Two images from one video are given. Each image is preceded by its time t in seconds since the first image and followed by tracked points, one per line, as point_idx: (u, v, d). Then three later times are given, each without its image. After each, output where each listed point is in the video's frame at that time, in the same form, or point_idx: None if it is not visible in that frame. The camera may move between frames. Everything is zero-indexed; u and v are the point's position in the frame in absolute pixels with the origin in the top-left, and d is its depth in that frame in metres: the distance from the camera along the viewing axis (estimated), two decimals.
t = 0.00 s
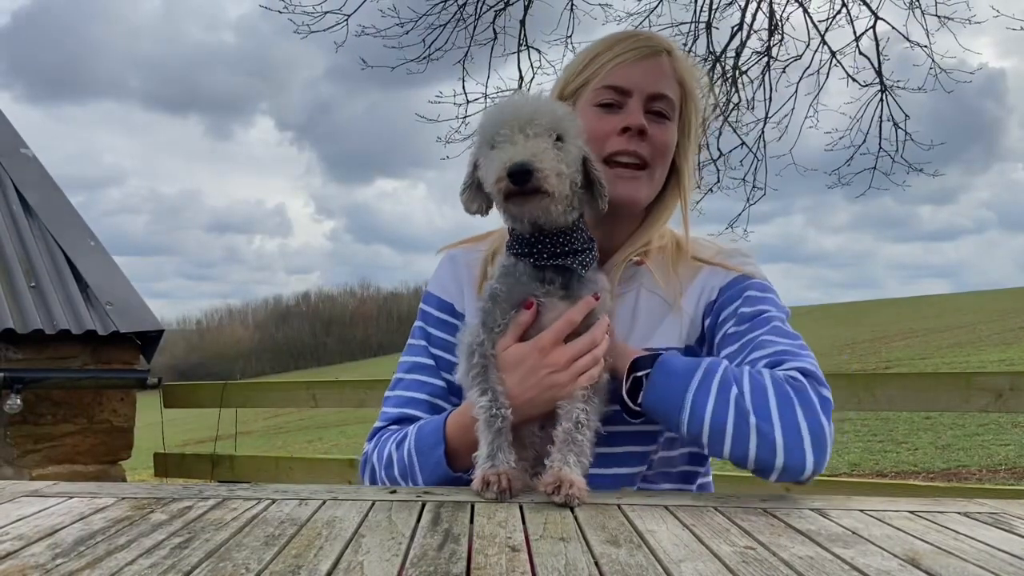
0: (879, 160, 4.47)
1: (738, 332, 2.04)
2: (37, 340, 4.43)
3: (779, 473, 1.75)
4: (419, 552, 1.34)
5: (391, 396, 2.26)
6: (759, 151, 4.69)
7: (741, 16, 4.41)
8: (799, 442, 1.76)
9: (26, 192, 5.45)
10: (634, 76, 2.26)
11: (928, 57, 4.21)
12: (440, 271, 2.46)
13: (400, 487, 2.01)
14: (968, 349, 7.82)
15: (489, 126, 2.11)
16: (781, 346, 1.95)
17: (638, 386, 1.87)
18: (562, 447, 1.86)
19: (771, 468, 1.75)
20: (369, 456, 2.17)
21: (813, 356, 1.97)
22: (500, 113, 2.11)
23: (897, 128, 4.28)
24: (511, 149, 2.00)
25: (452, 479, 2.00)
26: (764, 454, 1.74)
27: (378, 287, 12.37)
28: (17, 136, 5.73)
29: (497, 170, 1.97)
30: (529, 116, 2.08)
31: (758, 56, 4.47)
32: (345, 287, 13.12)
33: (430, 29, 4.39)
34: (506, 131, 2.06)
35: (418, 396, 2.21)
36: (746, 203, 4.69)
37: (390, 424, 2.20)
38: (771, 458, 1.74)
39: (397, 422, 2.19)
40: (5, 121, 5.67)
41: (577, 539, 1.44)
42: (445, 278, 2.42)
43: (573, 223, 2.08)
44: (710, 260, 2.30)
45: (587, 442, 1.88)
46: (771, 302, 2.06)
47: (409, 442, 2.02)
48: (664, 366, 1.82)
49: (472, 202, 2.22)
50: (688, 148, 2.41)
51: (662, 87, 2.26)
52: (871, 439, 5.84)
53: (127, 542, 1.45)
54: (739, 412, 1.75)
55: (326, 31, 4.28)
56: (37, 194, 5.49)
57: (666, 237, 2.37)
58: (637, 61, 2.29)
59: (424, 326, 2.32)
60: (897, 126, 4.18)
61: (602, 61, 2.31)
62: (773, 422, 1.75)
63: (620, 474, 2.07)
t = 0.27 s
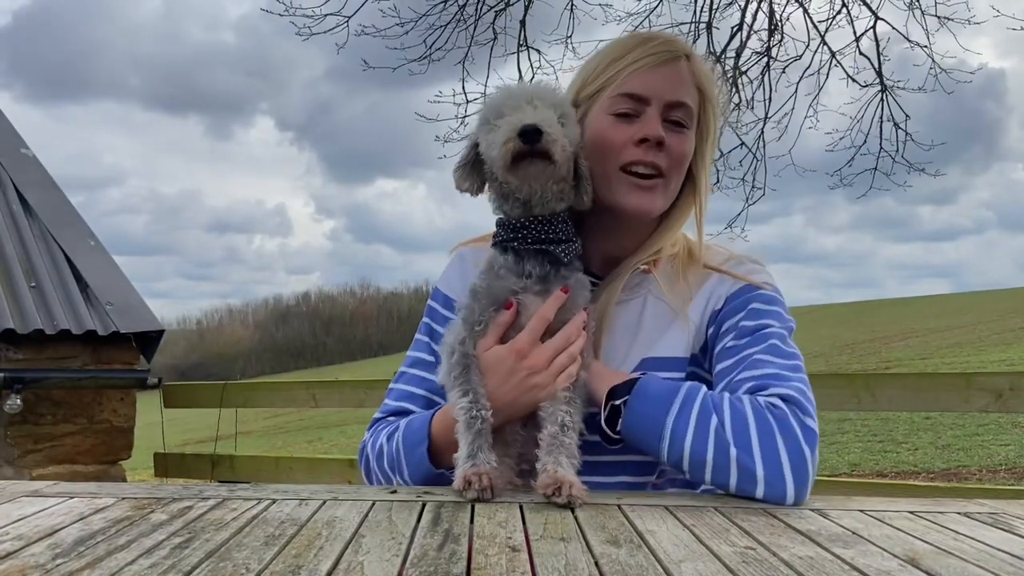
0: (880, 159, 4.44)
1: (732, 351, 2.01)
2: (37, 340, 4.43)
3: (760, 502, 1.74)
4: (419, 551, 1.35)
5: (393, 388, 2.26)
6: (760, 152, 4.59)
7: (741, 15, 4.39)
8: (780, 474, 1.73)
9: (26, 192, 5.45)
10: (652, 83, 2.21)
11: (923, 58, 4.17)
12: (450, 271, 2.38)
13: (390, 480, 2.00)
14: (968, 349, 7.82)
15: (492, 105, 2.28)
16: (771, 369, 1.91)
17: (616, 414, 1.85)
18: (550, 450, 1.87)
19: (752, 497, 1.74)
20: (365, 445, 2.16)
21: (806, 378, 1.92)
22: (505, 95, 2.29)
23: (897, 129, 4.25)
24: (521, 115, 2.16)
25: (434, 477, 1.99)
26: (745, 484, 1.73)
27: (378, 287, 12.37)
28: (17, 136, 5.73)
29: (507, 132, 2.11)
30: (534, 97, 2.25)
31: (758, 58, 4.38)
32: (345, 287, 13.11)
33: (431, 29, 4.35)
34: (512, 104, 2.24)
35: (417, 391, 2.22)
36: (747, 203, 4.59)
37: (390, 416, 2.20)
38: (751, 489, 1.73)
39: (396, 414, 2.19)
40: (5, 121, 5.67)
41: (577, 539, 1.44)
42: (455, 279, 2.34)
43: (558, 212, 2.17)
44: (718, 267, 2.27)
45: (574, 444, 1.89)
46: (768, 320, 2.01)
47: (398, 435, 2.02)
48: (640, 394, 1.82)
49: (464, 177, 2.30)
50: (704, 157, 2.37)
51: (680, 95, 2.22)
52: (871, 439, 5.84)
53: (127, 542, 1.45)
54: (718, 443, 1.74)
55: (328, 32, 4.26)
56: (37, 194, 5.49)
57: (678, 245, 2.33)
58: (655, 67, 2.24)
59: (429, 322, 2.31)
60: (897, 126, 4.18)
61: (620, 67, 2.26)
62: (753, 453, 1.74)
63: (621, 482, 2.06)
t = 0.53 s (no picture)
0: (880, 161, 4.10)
1: (736, 347, 2.01)
2: (37, 340, 4.43)
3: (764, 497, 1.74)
4: (419, 552, 1.34)
5: (395, 391, 2.26)
6: (762, 155, 4.29)
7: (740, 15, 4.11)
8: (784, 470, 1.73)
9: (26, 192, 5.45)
10: (651, 81, 2.20)
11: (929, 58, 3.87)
12: (451, 272, 2.38)
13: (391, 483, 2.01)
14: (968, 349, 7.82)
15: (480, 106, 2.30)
16: (777, 366, 1.91)
17: (623, 400, 1.84)
18: (549, 449, 1.87)
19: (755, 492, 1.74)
20: (367, 448, 2.17)
21: (812, 378, 1.92)
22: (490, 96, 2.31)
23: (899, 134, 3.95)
24: (499, 116, 2.16)
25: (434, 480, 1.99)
26: (748, 479, 1.73)
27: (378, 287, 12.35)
28: (17, 136, 5.73)
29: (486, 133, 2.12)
30: (518, 96, 2.27)
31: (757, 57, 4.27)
32: (345, 287, 13.09)
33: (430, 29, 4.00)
34: (495, 104, 2.25)
35: (418, 393, 2.22)
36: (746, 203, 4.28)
37: (391, 418, 2.20)
38: (754, 485, 1.73)
39: (397, 417, 2.20)
40: (4, 121, 5.67)
41: (578, 539, 1.44)
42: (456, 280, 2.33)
43: (549, 207, 2.18)
44: (721, 262, 2.27)
45: (574, 443, 1.89)
46: (772, 317, 2.01)
47: (400, 439, 2.02)
48: (649, 383, 1.81)
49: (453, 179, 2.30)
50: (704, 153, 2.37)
51: (679, 92, 2.20)
52: (871, 439, 5.83)
53: (127, 542, 1.45)
54: (724, 438, 1.74)
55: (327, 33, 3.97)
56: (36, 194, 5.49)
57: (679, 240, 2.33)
58: (653, 64, 2.23)
59: (430, 325, 2.31)
60: (897, 126, 4.17)
61: (617, 65, 2.25)
62: (759, 450, 1.73)
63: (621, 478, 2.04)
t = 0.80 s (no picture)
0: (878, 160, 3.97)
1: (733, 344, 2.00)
2: (37, 340, 4.43)
3: (767, 496, 1.74)
4: (419, 552, 1.35)
5: (391, 395, 2.27)
6: (763, 155, 4.10)
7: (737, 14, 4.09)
8: (789, 469, 1.73)
9: (25, 192, 5.45)
10: (632, 78, 2.21)
11: (929, 58, 3.75)
12: (441, 275, 2.39)
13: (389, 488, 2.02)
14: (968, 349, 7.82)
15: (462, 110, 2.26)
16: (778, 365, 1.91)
17: (626, 398, 1.80)
18: (544, 451, 1.86)
19: (759, 491, 1.74)
20: (366, 454, 2.19)
21: (811, 378, 1.93)
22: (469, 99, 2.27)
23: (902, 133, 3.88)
24: (481, 122, 2.15)
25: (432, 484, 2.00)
26: (752, 480, 1.73)
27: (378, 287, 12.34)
28: (17, 136, 5.72)
29: (468, 142, 2.11)
30: (498, 97, 2.23)
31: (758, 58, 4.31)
32: (346, 287, 13.08)
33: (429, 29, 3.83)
34: (475, 109, 2.22)
35: (412, 397, 2.22)
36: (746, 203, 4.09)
37: (388, 423, 2.21)
38: (758, 486, 1.73)
39: (394, 422, 2.20)
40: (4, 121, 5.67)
41: (577, 539, 1.44)
42: (446, 282, 2.35)
43: (539, 207, 2.15)
44: (711, 256, 2.27)
45: (568, 445, 1.88)
46: (767, 315, 2.01)
47: (395, 444, 2.03)
48: (653, 381, 1.78)
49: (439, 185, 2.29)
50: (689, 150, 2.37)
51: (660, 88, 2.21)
52: (871, 439, 5.83)
53: (127, 542, 1.45)
54: (731, 438, 1.73)
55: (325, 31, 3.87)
56: (36, 194, 5.49)
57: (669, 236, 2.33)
58: (632, 62, 2.24)
59: (422, 328, 2.31)
60: (897, 126, 4.17)
61: (599, 63, 2.26)
62: (766, 452, 1.73)
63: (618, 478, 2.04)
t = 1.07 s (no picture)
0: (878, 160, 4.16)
1: (727, 341, 1.99)
2: (37, 340, 4.43)
3: (767, 494, 1.74)
4: (419, 551, 1.35)
5: (381, 400, 2.27)
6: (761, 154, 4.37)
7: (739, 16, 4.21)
8: (790, 467, 1.73)
9: (26, 192, 5.45)
10: (610, 78, 2.21)
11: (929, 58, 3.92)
12: (428, 279, 2.39)
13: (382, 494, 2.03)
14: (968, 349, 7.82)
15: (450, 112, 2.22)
16: (774, 364, 1.91)
17: (626, 394, 1.79)
18: (541, 451, 1.86)
19: (759, 489, 1.73)
20: (357, 459, 2.20)
21: (806, 375, 1.94)
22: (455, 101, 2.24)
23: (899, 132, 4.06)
24: (471, 124, 2.11)
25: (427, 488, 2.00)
26: (752, 478, 1.73)
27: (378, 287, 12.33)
28: (17, 136, 5.73)
29: (459, 143, 2.07)
30: (486, 98, 2.20)
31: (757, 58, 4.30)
32: (346, 287, 13.07)
33: (429, 28, 3.97)
34: (464, 111, 2.18)
35: (402, 402, 2.22)
36: (746, 203, 4.36)
37: (379, 429, 2.22)
38: (758, 484, 1.73)
39: (384, 427, 2.21)
40: (5, 121, 5.67)
41: (577, 539, 1.44)
42: (433, 286, 2.35)
43: (527, 208, 2.14)
44: (696, 254, 2.27)
45: (565, 444, 1.88)
46: (759, 311, 2.01)
47: (387, 450, 2.04)
48: (654, 378, 1.77)
49: (427, 191, 2.27)
50: (671, 148, 2.39)
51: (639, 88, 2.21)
52: (871, 439, 5.83)
53: (127, 542, 1.45)
54: (731, 437, 1.72)
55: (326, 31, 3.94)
56: (36, 194, 5.49)
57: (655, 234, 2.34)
58: (611, 62, 2.24)
59: (410, 331, 2.31)
60: (897, 126, 4.18)
61: (578, 63, 2.26)
62: (766, 451, 1.73)
63: (615, 478, 2.05)
